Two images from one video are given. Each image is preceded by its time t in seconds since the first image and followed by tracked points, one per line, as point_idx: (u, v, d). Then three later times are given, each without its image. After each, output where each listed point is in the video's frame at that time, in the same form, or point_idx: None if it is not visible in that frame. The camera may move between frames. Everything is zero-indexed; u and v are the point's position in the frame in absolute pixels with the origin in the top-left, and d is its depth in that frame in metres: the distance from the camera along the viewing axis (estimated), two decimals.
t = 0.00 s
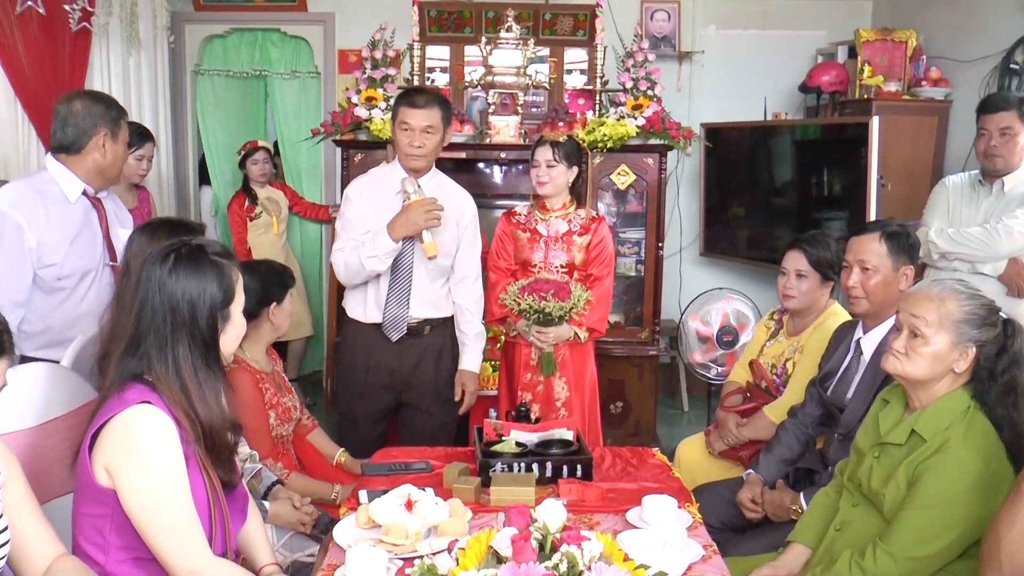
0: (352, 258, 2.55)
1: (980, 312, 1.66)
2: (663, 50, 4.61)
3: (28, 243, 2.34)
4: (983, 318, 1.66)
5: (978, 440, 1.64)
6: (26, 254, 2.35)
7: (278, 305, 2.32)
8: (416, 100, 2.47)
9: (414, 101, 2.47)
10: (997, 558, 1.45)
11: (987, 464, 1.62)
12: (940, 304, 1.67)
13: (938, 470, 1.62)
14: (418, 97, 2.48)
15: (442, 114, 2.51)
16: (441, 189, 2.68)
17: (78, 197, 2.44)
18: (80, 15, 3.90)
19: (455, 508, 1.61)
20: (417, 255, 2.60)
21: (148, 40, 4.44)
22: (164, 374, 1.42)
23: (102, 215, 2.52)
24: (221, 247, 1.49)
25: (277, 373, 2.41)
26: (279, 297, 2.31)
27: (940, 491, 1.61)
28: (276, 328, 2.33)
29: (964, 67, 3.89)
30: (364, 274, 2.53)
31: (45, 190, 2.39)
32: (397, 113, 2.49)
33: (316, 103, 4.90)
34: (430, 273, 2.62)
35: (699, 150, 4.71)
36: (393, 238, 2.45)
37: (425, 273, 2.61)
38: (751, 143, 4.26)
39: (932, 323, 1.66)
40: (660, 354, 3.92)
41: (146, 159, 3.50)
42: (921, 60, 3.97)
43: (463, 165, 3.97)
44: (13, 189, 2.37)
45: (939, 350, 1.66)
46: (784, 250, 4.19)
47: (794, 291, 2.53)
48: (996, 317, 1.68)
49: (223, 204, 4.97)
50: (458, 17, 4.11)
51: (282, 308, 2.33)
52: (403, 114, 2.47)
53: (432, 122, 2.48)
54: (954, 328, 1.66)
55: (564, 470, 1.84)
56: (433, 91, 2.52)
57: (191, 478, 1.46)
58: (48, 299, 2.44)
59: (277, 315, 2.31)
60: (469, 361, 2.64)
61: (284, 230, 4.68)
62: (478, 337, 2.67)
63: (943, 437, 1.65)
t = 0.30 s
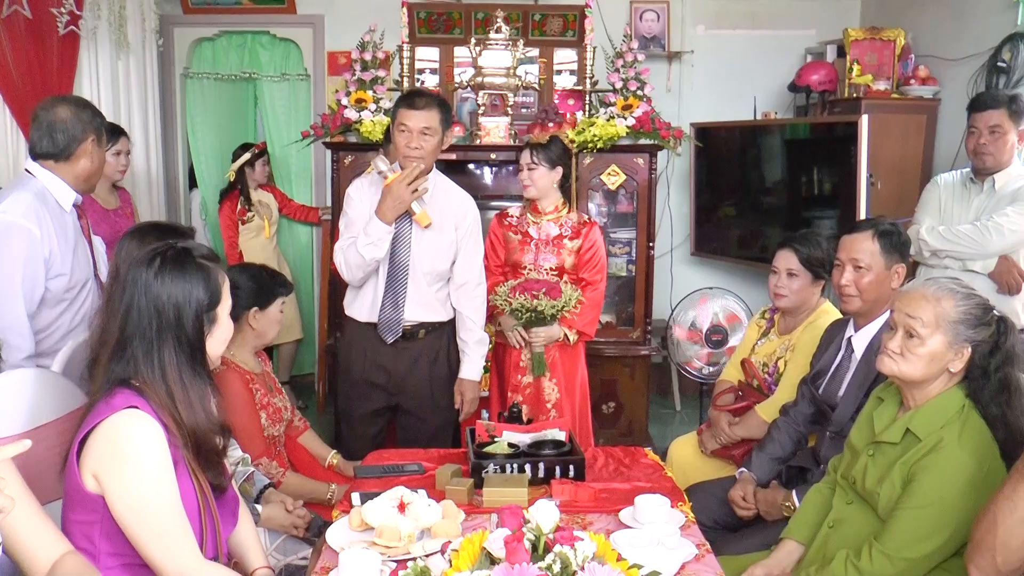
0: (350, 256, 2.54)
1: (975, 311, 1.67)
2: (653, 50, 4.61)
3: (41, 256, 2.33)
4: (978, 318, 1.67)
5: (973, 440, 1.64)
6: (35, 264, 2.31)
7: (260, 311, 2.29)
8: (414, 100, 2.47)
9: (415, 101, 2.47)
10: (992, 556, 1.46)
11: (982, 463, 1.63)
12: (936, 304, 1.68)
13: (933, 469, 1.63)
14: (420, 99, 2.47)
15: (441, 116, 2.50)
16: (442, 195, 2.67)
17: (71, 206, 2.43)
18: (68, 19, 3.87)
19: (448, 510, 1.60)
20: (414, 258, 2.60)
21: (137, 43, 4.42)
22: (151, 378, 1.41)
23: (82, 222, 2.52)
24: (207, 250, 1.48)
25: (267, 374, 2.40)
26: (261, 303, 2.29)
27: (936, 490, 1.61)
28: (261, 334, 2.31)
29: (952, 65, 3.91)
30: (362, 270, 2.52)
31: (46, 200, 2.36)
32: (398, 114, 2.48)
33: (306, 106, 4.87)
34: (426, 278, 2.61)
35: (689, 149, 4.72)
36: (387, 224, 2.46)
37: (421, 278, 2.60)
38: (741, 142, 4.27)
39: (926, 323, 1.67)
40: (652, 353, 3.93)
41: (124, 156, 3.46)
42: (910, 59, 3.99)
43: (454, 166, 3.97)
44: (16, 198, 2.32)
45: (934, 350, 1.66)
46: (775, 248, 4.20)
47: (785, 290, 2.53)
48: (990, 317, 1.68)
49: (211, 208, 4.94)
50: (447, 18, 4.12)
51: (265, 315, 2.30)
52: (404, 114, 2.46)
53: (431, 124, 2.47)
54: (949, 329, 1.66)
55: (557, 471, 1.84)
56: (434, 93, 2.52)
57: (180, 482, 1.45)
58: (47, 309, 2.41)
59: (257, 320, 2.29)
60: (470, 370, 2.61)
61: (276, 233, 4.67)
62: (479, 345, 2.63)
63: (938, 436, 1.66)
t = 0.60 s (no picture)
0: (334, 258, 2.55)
1: (970, 309, 1.67)
2: (645, 49, 4.62)
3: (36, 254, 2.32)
4: (972, 315, 1.67)
5: (967, 437, 1.65)
6: (30, 264, 2.31)
7: (260, 318, 2.27)
8: (394, 100, 2.47)
9: (395, 102, 2.47)
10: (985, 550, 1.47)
11: (977, 460, 1.63)
12: (931, 302, 1.68)
13: (928, 466, 1.63)
14: (401, 100, 2.47)
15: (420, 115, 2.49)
16: (429, 193, 2.65)
17: (57, 203, 2.42)
18: (58, 20, 3.86)
19: (443, 511, 1.60)
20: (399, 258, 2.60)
21: (128, 44, 4.41)
22: (142, 380, 1.40)
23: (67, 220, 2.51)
24: (196, 251, 1.48)
25: (268, 378, 2.39)
26: (261, 311, 2.27)
27: (931, 487, 1.62)
28: (258, 342, 2.29)
29: (944, 64, 3.92)
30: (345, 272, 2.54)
31: (35, 199, 2.35)
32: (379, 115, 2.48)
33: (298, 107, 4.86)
34: (414, 277, 2.61)
35: (682, 148, 4.73)
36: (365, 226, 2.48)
37: (409, 278, 2.60)
38: (734, 141, 4.27)
39: (920, 320, 1.67)
40: (646, 353, 3.93)
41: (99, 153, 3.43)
42: (902, 58, 4.00)
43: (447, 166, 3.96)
44: (5, 199, 2.30)
45: (928, 347, 1.67)
46: (768, 247, 4.21)
47: (779, 289, 2.53)
48: (984, 313, 1.69)
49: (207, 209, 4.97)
50: (439, 19, 4.09)
51: (264, 322, 2.28)
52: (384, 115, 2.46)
53: (410, 121, 2.47)
54: (942, 325, 1.67)
55: (551, 471, 1.84)
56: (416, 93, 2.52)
57: (173, 484, 1.45)
58: (42, 309, 2.40)
59: (255, 327, 2.27)
60: (458, 370, 2.63)
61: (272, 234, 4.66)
62: (468, 344, 2.65)
63: (932, 434, 1.67)
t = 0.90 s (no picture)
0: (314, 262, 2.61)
1: (965, 307, 1.68)
2: (641, 50, 4.62)
3: (50, 250, 2.32)
4: (967, 314, 1.67)
5: (963, 435, 1.65)
6: (41, 262, 2.30)
7: (260, 321, 2.27)
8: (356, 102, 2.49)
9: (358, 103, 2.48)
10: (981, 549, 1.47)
11: (972, 458, 1.64)
12: (927, 300, 1.68)
13: (924, 464, 1.63)
14: (364, 99, 2.47)
15: (379, 112, 2.47)
16: (410, 193, 2.63)
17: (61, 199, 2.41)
18: (54, 22, 3.85)
19: (440, 511, 1.60)
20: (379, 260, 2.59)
21: (124, 45, 4.40)
22: (137, 382, 1.40)
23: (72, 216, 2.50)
24: (192, 253, 1.48)
25: (270, 380, 2.39)
26: (261, 315, 2.27)
27: (927, 485, 1.62)
28: (259, 346, 2.28)
29: (939, 64, 3.93)
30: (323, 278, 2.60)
31: (40, 196, 2.34)
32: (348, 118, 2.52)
33: (293, 107, 4.90)
34: (396, 277, 2.60)
35: (678, 149, 4.73)
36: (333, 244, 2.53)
37: (391, 279, 2.59)
38: (730, 141, 4.28)
39: (914, 317, 1.68)
40: (642, 353, 3.94)
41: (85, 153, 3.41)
42: (897, 57, 4.00)
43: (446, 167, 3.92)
44: (11, 200, 2.28)
45: (924, 346, 1.67)
46: (764, 247, 4.21)
47: (778, 287, 2.54)
48: (978, 312, 1.69)
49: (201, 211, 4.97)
50: (435, 19, 4.10)
51: (264, 326, 2.27)
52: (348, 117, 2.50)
53: (363, 121, 2.47)
54: (937, 323, 1.67)
55: (548, 471, 1.84)
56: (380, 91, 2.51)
57: (169, 487, 1.45)
58: (59, 304, 2.41)
59: (256, 329, 2.27)
60: (443, 370, 2.62)
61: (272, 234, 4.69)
62: (453, 344, 2.64)
63: (927, 432, 1.67)
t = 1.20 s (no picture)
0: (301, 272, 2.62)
1: (961, 305, 1.68)
2: (639, 50, 4.62)
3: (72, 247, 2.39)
4: (962, 312, 1.67)
5: (960, 433, 1.65)
6: (67, 258, 2.37)
7: (243, 314, 2.27)
8: (352, 113, 2.42)
9: (355, 115, 2.42)
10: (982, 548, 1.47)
11: (970, 456, 1.64)
12: (923, 299, 1.68)
13: (921, 463, 1.63)
14: (362, 110, 2.42)
15: (377, 122, 2.47)
16: (391, 193, 2.60)
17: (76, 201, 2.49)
18: (52, 22, 3.85)
19: (439, 511, 1.60)
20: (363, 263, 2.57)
21: (122, 45, 4.39)
22: (138, 383, 1.40)
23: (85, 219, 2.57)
24: (192, 253, 1.47)
25: (266, 378, 2.39)
26: (248, 308, 2.27)
27: (925, 485, 1.62)
28: (250, 340, 2.28)
29: (937, 63, 3.93)
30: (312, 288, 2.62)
31: (59, 196, 2.42)
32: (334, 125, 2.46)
33: (292, 107, 4.90)
34: (384, 278, 2.59)
35: (676, 148, 4.73)
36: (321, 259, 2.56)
37: (378, 280, 2.58)
38: (729, 141, 4.28)
39: (911, 316, 1.68)
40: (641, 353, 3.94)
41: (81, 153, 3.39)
42: (895, 57, 4.01)
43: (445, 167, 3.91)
44: (34, 200, 2.36)
45: (920, 344, 1.67)
46: (763, 246, 4.21)
47: (783, 286, 2.53)
48: (973, 310, 1.69)
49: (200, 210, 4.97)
50: (433, 19, 4.10)
51: (248, 319, 2.27)
52: (339, 126, 2.45)
53: (369, 131, 2.46)
54: (932, 322, 1.67)
55: (547, 471, 1.84)
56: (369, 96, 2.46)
57: (170, 487, 1.44)
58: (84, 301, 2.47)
59: (239, 324, 2.27)
60: (433, 362, 2.60)
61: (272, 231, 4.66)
62: (442, 338, 2.62)
63: (925, 430, 1.67)
